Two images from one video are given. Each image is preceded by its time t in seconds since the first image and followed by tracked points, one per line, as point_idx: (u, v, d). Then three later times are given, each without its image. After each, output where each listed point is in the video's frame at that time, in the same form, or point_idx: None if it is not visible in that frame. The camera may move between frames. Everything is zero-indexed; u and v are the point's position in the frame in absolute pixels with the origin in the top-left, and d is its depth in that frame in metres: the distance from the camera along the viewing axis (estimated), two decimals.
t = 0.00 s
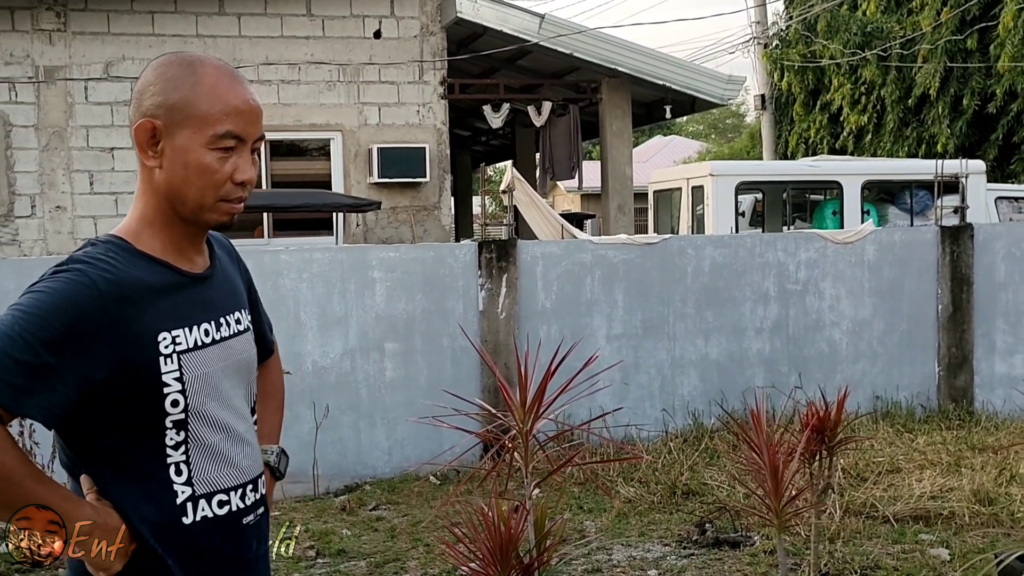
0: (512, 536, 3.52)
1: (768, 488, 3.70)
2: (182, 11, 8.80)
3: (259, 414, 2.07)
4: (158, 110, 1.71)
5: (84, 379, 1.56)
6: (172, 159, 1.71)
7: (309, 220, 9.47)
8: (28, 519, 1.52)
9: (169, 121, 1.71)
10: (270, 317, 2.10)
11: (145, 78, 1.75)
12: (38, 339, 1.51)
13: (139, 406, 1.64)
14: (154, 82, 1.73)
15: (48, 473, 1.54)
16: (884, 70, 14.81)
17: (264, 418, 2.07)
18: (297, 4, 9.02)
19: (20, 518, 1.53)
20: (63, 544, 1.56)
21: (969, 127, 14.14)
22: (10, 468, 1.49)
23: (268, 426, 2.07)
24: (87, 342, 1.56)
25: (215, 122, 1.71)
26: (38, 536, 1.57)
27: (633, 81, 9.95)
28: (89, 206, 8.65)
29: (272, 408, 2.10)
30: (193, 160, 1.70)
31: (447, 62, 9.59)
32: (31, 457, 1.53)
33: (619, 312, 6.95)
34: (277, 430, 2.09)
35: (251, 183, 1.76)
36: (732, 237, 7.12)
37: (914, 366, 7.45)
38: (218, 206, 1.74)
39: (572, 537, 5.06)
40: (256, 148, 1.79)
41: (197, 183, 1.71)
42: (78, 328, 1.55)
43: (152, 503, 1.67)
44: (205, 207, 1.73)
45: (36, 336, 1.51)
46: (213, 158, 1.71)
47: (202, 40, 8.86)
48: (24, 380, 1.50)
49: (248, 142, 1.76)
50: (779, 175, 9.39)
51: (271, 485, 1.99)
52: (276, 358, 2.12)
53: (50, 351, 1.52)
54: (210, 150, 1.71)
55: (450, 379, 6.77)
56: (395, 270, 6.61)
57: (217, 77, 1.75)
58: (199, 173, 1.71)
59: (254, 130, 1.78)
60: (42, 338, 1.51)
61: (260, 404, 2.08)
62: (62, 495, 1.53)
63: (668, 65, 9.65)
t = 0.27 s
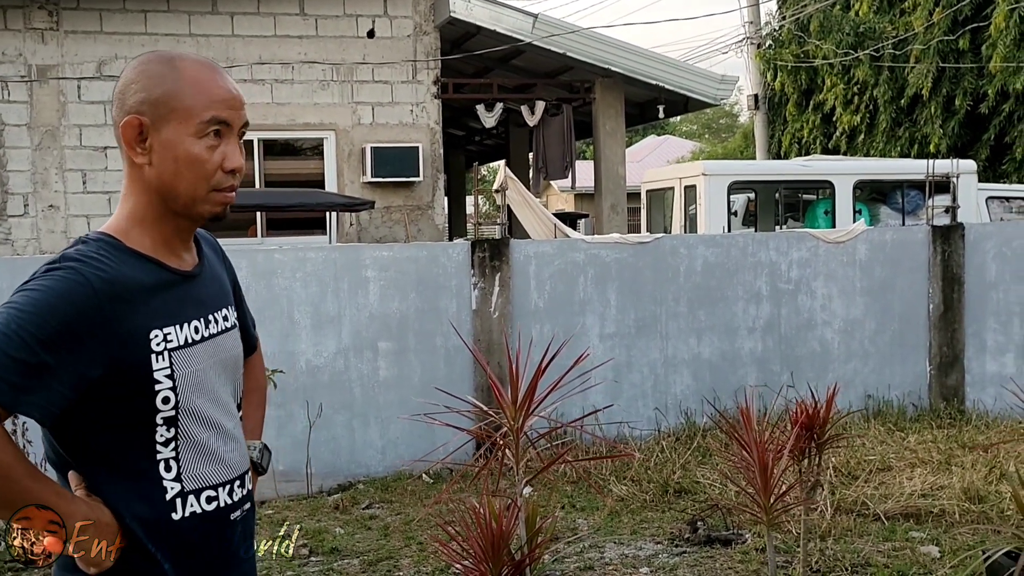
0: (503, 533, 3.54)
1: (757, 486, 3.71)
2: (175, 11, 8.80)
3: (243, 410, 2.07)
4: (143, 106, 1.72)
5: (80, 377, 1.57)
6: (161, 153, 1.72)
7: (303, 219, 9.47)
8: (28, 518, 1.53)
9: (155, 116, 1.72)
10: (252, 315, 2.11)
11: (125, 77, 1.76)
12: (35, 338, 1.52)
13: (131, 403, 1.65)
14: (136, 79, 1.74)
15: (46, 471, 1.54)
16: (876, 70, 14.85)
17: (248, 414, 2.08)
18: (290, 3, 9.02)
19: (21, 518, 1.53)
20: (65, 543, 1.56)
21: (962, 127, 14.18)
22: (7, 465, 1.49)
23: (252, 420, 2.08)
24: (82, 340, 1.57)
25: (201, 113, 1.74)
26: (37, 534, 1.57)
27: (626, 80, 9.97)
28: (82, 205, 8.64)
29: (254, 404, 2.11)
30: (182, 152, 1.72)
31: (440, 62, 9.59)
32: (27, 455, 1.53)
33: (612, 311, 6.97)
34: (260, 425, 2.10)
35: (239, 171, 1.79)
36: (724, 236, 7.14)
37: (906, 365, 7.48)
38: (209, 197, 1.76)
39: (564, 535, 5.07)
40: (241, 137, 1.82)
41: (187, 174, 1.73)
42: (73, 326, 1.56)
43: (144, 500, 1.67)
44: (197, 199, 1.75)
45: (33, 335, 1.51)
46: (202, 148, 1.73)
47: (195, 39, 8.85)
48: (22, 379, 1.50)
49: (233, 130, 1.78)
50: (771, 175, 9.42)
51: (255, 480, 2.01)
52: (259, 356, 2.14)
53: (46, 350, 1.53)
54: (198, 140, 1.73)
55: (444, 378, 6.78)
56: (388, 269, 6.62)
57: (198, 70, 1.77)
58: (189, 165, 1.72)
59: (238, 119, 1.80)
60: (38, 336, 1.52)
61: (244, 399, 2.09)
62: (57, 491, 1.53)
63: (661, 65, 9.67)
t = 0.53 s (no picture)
0: (493, 532, 3.53)
1: (747, 485, 3.71)
2: (167, 10, 8.77)
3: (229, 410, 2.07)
4: (118, 105, 1.72)
5: (64, 377, 1.56)
6: (140, 150, 1.72)
7: (294, 219, 9.46)
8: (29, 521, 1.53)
9: (131, 113, 1.72)
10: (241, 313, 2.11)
11: (97, 78, 1.75)
12: (20, 339, 1.51)
13: (116, 402, 1.64)
14: (108, 78, 1.73)
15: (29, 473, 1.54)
16: (868, 70, 14.88)
17: (235, 413, 2.07)
18: (282, 2, 9.00)
19: (20, 519, 1.53)
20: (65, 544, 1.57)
21: (952, 127, 14.21)
22: None
23: (239, 419, 2.08)
24: (67, 340, 1.56)
25: (177, 106, 1.74)
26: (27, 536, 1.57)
27: (618, 80, 9.97)
28: (73, 204, 8.61)
29: (241, 403, 2.10)
30: (161, 146, 1.72)
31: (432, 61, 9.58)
32: (10, 457, 1.54)
33: (604, 311, 6.97)
34: (247, 425, 2.10)
35: (219, 162, 1.79)
36: (716, 236, 7.15)
37: (897, 365, 7.50)
38: (191, 190, 1.75)
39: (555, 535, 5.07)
40: (217, 130, 1.82)
41: (168, 169, 1.72)
42: (58, 327, 1.55)
43: (128, 500, 1.67)
44: (179, 193, 1.74)
45: (17, 336, 1.51)
46: (180, 141, 1.73)
47: (186, 38, 8.83)
48: (9, 381, 1.50)
49: (209, 122, 1.78)
50: (763, 175, 9.43)
51: (241, 481, 2.00)
52: (248, 354, 2.13)
53: (31, 351, 1.52)
54: (176, 134, 1.73)
55: (436, 378, 6.77)
56: (380, 269, 6.61)
57: (169, 64, 1.77)
58: (169, 159, 1.72)
59: (213, 111, 1.80)
60: (23, 337, 1.51)
61: (230, 398, 2.08)
62: (43, 491, 1.54)
63: (653, 65, 9.68)
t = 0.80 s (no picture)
0: (484, 534, 3.53)
1: (737, 487, 3.72)
2: (157, 9, 8.74)
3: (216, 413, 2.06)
4: (97, 105, 1.71)
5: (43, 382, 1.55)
6: (120, 151, 1.71)
7: (286, 219, 9.44)
8: (31, 520, 1.56)
9: (110, 114, 1.71)
10: (229, 314, 2.10)
11: (75, 81, 1.74)
12: None
13: (95, 407, 1.63)
14: (86, 79, 1.72)
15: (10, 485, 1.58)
16: (859, 71, 14.92)
17: (222, 415, 2.06)
18: (273, 2, 8.98)
19: (21, 520, 1.55)
20: (63, 546, 1.60)
21: (943, 128, 14.25)
22: None
23: (226, 421, 2.07)
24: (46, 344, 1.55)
25: (156, 106, 1.73)
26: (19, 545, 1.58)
27: (609, 80, 9.97)
28: (63, 204, 8.57)
29: (229, 404, 2.09)
30: (140, 146, 1.71)
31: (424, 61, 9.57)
32: None
33: (595, 311, 6.97)
34: (235, 426, 2.09)
35: (199, 162, 1.78)
36: (706, 236, 7.16)
37: (887, 365, 7.52)
38: (172, 189, 1.74)
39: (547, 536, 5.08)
40: (197, 130, 1.81)
41: (149, 169, 1.71)
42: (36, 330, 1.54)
43: (108, 505, 1.66)
44: (160, 193, 1.73)
45: None
46: (160, 141, 1.72)
47: (177, 38, 8.79)
48: None
49: (189, 122, 1.78)
50: (753, 175, 9.44)
51: (228, 483, 1.99)
52: (236, 354, 2.12)
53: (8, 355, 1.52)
54: (155, 134, 1.72)
55: (427, 379, 6.76)
56: (371, 270, 6.60)
57: (147, 65, 1.76)
58: (149, 159, 1.71)
59: (193, 111, 1.80)
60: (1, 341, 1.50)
61: (217, 400, 2.07)
62: (22, 497, 1.58)
63: (644, 65, 9.68)
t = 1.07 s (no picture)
0: (478, 534, 3.52)
1: (730, 486, 3.72)
2: (148, 8, 8.70)
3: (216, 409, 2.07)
4: (85, 105, 1.70)
5: (30, 378, 1.55)
6: (109, 150, 1.70)
7: (277, 219, 9.41)
8: (31, 519, 1.54)
9: (98, 114, 1.70)
10: (226, 313, 2.09)
11: (63, 81, 1.73)
12: None
13: (85, 403, 1.62)
14: (73, 79, 1.71)
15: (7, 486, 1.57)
16: (849, 71, 14.97)
17: (219, 413, 2.06)
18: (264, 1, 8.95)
19: (21, 521, 1.54)
20: (61, 546, 1.59)
21: (933, 128, 14.29)
22: None
23: (223, 420, 2.06)
24: (33, 340, 1.54)
25: (144, 105, 1.72)
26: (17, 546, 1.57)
27: (600, 80, 9.97)
28: (53, 203, 8.52)
29: (226, 403, 2.09)
30: (129, 145, 1.70)
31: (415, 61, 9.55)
32: None
33: (587, 311, 6.97)
34: (233, 424, 2.08)
35: (188, 160, 1.77)
36: (698, 236, 7.16)
37: (878, 365, 7.54)
38: (161, 188, 1.73)
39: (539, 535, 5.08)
40: (186, 128, 1.80)
41: (138, 167, 1.71)
42: (24, 326, 1.54)
43: (99, 503, 1.65)
44: (149, 192, 1.72)
45: None
46: (149, 140, 1.71)
47: (167, 36, 8.75)
48: None
49: (177, 120, 1.77)
50: (745, 175, 9.46)
51: (225, 481, 1.99)
52: (234, 351, 2.12)
53: None
54: (143, 133, 1.71)
55: (419, 378, 6.75)
56: (363, 269, 6.58)
57: (135, 64, 1.75)
58: (138, 159, 1.71)
59: (181, 110, 1.78)
60: None
61: (214, 398, 2.07)
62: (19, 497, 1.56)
63: (636, 65, 9.69)
